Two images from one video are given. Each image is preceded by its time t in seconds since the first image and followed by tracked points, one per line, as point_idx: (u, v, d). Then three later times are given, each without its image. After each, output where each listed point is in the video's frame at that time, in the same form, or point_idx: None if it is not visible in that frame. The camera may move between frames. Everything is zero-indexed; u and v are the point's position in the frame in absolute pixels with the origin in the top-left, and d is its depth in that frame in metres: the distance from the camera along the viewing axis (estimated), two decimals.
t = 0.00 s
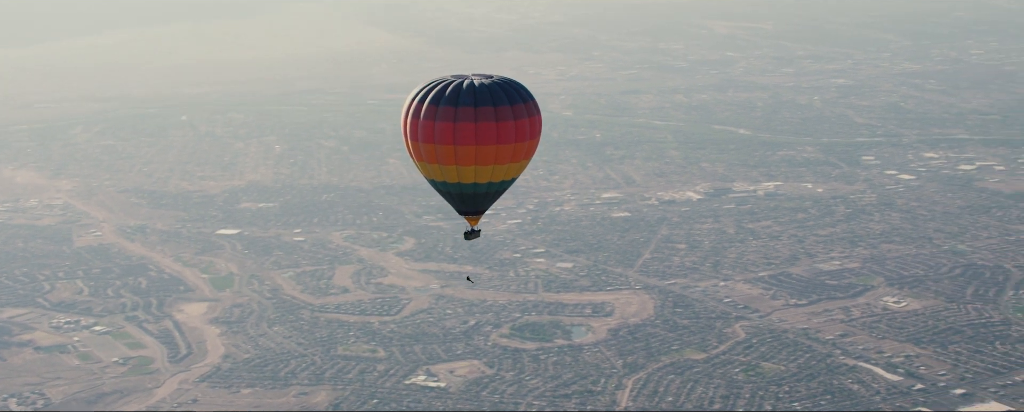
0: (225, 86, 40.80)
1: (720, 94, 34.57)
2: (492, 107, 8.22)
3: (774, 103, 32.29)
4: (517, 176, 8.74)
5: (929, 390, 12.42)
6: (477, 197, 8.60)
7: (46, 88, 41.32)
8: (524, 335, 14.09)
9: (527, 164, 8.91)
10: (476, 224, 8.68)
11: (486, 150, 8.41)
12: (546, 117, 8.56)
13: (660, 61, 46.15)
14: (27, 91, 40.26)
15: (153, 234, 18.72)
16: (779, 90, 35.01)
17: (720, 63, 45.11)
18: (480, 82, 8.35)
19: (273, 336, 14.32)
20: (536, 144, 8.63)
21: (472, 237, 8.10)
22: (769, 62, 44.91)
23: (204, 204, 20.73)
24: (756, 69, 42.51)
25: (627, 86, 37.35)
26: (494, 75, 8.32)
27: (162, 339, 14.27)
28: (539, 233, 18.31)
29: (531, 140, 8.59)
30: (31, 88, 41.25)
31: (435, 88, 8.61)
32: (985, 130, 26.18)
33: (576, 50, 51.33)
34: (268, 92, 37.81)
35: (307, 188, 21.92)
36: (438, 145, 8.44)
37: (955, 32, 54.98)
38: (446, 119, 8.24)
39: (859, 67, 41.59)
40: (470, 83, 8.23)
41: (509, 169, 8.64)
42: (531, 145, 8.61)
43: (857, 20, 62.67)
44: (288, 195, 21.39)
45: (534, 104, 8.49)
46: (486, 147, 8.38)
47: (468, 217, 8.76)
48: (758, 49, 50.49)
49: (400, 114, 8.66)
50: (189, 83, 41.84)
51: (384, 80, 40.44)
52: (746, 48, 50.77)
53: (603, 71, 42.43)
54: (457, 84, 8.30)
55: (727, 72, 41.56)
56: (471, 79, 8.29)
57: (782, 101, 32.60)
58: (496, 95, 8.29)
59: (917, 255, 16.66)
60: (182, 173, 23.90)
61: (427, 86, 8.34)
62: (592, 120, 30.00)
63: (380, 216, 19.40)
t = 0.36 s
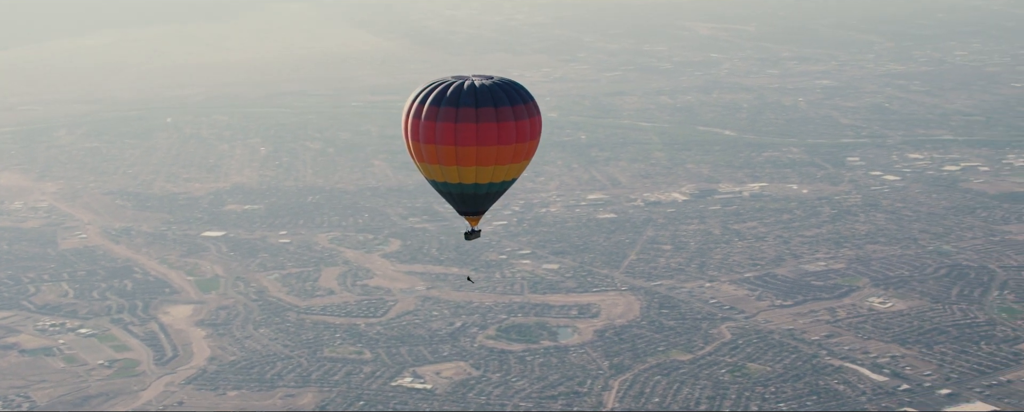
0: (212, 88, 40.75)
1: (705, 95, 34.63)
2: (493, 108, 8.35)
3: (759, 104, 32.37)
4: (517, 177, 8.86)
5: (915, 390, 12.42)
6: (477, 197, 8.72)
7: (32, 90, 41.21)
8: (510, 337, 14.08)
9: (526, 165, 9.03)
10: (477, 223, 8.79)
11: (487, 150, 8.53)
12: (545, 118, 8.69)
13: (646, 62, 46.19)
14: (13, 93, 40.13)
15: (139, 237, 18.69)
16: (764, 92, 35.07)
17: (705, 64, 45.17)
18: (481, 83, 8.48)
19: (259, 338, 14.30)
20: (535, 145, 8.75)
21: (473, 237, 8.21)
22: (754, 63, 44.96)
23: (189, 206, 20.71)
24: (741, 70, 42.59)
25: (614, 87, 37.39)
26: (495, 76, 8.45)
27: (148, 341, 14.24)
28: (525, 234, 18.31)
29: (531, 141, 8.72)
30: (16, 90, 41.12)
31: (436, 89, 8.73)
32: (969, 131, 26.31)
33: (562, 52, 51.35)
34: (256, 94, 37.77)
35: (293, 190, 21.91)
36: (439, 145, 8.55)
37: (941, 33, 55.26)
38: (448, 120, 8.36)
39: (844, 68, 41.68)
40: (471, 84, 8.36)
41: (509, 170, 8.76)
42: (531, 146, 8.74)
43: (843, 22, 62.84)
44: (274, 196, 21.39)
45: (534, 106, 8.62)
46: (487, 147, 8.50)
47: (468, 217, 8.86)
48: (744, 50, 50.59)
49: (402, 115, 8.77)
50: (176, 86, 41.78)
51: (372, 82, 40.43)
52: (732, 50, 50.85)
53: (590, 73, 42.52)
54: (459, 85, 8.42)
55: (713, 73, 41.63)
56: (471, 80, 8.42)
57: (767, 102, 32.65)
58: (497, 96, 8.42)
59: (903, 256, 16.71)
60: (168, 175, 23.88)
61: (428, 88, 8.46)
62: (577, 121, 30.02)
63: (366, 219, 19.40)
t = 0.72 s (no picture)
0: (200, 89, 40.70)
1: (692, 96, 34.67)
2: (493, 109, 8.40)
3: (745, 105, 32.44)
4: (517, 177, 8.92)
5: (902, 391, 12.44)
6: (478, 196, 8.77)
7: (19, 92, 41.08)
8: (497, 338, 14.07)
9: (526, 165, 9.08)
10: (477, 223, 8.84)
11: (487, 150, 8.58)
12: (544, 118, 8.74)
13: (633, 63, 46.23)
14: (0, 95, 40.02)
15: (126, 239, 18.67)
16: (749, 93, 35.13)
17: (692, 65, 45.22)
18: (481, 84, 8.52)
19: (246, 340, 14.29)
20: (535, 145, 8.81)
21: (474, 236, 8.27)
22: (740, 64, 45.01)
23: (176, 208, 20.68)
24: (727, 71, 42.66)
25: (602, 88, 37.41)
26: (495, 77, 8.49)
27: (135, 343, 14.22)
28: (512, 235, 18.32)
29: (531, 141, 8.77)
30: (4, 93, 41.01)
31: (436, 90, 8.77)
32: (955, 131, 26.42)
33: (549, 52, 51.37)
34: (244, 95, 37.74)
35: (280, 192, 21.90)
36: (440, 146, 8.60)
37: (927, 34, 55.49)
38: (449, 121, 8.40)
39: (830, 69, 41.77)
40: (472, 85, 8.40)
41: (510, 169, 8.81)
42: (530, 146, 8.80)
43: (829, 22, 62.96)
44: (261, 198, 21.37)
45: (533, 106, 8.67)
46: (488, 147, 8.55)
47: (469, 216, 8.91)
48: (730, 51, 50.66)
49: (403, 116, 8.81)
50: (163, 88, 41.70)
51: (360, 83, 40.42)
52: (718, 51, 50.93)
53: (577, 74, 42.56)
54: (460, 86, 8.47)
55: (699, 74, 41.69)
56: (471, 81, 8.46)
57: (753, 103, 32.70)
58: (497, 97, 8.47)
59: (889, 257, 16.76)
60: (154, 177, 23.84)
61: (430, 88, 8.51)
62: (564, 123, 30.02)
63: (353, 220, 19.40)
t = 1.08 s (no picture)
0: (188, 92, 40.65)
1: (678, 97, 34.74)
2: (495, 110, 8.28)
3: (731, 105, 32.50)
4: (518, 178, 8.79)
5: (888, 391, 12.44)
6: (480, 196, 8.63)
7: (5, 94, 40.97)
8: (484, 339, 14.06)
9: (527, 166, 8.95)
10: (478, 223, 8.71)
11: (489, 151, 8.45)
12: (545, 120, 8.62)
13: (620, 65, 46.28)
14: None
15: (111, 241, 18.64)
16: (735, 94, 35.21)
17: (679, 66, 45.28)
18: (483, 85, 8.41)
19: (232, 342, 14.27)
20: (537, 146, 8.68)
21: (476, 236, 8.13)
22: (725, 65, 45.10)
23: (162, 210, 20.66)
24: (713, 72, 42.76)
25: (589, 89, 37.44)
26: (496, 78, 8.38)
27: (120, 346, 14.19)
28: (498, 237, 18.32)
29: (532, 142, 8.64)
30: None
31: (437, 90, 8.64)
32: (940, 132, 26.53)
33: (535, 54, 51.41)
34: (232, 97, 37.70)
35: (266, 194, 21.89)
36: (441, 147, 8.47)
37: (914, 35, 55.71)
38: (451, 121, 8.28)
39: (815, 70, 41.90)
40: (473, 86, 8.28)
41: (511, 170, 8.68)
42: (532, 147, 8.67)
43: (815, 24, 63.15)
44: (247, 200, 21.36)
45: (534, 107, 8.55)
46: (489, 148, 8.42)
47: (470, 217, 8.78)
48: (716, 53, 50.77)
49: (404, 116, 8.68)
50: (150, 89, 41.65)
51: (348, 85, 40.42)
52: (704, 52, 51.05)
53: (564, 75, 42.60)
54: (461, 87, 8.35)
55: (685, 75, 41.77)
56: (473, 82, 8.34)
57: (739, 104, 32.78)
58: (498, 98, 8.35)
59: (875, 257, 16.80)
60: (140, 179, 23.81)
61: (431, 89, 8.38)
62: (550, 123, 30.05)
63: (339, 222, 19.39)
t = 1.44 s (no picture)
0: (175, 93, 40.57)
1: (664, 98, 34.80)
2: (496, 111, 8.21)
3: (717, 107, 32.55)
4: (518, 179, 8.71)
5: (874, 391, 12.44)
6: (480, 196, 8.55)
7: None
8: (470, 341, 14.04)
9: (526, 167, 8.88)
10: (479, 224, 8.62)
11: (489, 151, 8.37)
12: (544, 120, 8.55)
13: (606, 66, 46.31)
14: None
15: (97, 243, 18.60)
16: (719, 95, 35.27)
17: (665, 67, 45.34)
18: (483, 86, 8.33)
19: (218, 344, 14.25)
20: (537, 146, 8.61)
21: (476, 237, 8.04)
22: (710, 67, 45.18)
23: (148, 212, 20.63)
24: (697, 73, 42.84)
25: (575, 91, 37.47)
26: (496, 79, 8.31)
27: (106, 348, 14.16)
28: (484, 239, 18.32)
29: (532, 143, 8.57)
30: None
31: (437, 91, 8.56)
32: (925, 133, 26.63)
33: (521, 56, 51.44)
34: (219, 99, 37.64)
35: (251, 196, 21.88)
36: (442, 147, 8.39)
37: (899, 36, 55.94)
38: (452, 122, 8.20)
39: (800, 71, 42.00)
40: (474, 86, 8.21)
41: (512, 171, 8.61)
42: (532, 147, 8.60)
43: (801, 25, 63.30)
44: (233, 202, 21.35)
45: (534, 108, 8.49)
46: (489, 149, 8.34)
47: (470, 218, 8.69)
48: (700, 54, 50.86)
49: (404, 117, 8.60)
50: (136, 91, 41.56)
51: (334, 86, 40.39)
52: (689, 53, 51.13)
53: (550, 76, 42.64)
54: (461, 88, 8.27)
55: (670, 76, 41.84)
56: (473, 82, 8.27)
57: (724, 105, 32.85)
58: (498, 99, 8.29)
59: (860, 258, 16.85)
60: (126, 181, 23.76)
61: (432, 89, 8.31)
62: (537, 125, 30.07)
63: (325, 224, 19.38)
